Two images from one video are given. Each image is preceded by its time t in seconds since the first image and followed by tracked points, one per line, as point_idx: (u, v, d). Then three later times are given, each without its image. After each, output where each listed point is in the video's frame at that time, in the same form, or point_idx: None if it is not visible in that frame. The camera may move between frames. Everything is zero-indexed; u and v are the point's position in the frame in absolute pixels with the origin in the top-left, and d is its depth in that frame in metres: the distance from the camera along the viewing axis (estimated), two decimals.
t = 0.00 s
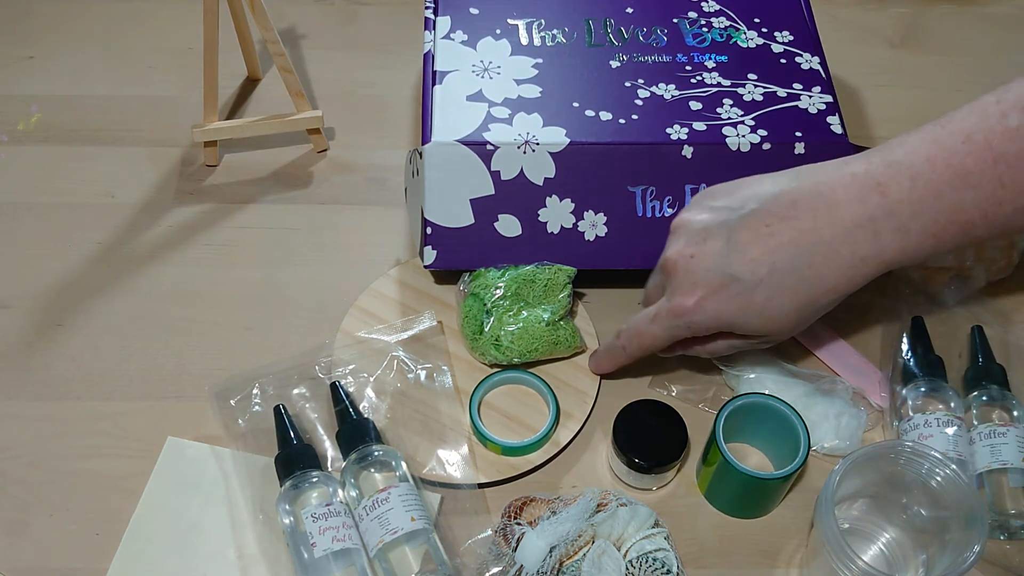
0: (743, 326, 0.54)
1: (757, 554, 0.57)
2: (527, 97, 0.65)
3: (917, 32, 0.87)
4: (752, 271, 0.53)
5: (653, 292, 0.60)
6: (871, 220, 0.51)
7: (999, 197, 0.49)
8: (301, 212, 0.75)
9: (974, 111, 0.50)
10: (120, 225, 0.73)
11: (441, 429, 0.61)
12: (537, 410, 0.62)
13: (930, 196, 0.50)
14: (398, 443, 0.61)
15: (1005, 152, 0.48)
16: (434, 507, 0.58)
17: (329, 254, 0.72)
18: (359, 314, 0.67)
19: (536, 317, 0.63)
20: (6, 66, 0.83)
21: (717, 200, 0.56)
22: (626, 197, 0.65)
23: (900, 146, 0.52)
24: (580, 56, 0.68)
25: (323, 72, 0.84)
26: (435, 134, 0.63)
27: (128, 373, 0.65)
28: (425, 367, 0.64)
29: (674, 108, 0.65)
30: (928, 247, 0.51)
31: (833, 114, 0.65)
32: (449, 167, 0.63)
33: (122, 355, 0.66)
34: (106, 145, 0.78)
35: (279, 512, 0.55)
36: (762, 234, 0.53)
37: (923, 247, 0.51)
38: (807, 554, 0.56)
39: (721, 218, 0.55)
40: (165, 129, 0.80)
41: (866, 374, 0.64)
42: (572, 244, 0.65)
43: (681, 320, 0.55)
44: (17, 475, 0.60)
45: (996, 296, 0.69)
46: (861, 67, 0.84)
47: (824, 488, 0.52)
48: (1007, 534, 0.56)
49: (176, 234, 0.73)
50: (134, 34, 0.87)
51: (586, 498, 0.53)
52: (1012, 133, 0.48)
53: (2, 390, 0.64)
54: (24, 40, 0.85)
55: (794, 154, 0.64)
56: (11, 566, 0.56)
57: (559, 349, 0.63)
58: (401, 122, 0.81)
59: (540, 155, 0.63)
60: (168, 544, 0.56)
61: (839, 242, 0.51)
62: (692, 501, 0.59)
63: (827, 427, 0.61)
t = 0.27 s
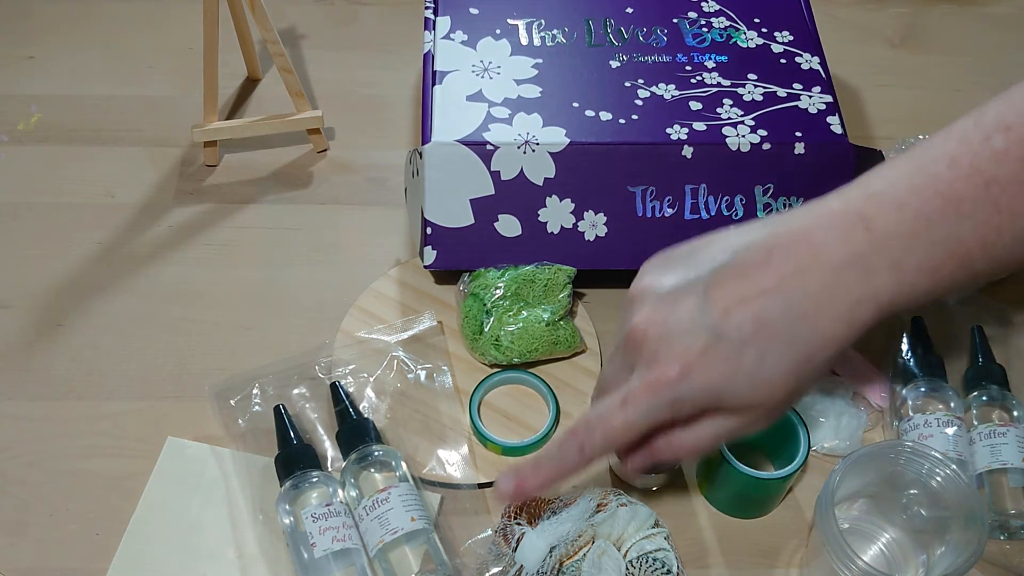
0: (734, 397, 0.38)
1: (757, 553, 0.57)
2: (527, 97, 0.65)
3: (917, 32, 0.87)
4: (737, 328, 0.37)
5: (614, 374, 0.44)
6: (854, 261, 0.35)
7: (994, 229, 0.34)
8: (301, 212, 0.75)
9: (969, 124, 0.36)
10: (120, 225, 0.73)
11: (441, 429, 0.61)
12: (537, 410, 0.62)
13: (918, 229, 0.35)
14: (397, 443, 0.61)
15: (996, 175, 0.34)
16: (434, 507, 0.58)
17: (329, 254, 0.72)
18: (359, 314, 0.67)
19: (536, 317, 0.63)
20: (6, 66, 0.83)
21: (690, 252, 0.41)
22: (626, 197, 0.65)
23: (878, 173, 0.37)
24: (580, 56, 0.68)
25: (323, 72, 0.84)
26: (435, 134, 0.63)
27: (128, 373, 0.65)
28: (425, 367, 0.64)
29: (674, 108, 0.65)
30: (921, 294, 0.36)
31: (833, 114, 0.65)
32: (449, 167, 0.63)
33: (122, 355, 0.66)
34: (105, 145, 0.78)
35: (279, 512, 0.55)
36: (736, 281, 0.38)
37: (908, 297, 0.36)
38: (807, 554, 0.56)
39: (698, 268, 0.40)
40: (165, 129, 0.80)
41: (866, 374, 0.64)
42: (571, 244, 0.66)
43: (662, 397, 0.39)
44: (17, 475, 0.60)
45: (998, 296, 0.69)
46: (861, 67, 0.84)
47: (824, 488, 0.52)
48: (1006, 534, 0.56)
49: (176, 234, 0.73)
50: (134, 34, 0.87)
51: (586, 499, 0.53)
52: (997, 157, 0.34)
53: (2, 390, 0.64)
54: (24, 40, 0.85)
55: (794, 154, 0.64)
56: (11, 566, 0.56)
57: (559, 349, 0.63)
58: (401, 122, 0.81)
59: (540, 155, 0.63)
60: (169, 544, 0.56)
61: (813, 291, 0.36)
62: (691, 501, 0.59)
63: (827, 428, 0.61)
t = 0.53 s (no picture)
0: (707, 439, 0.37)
1: (757, 553, 0.57)
2: (528, 97, 0.65)
3: (917, 32, 0.87)
4: (707, 366, 0.36)
5: (586, 418, 0.43)
6: (834, 290, 0.35)
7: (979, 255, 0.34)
8: (301, 213, 0.75)
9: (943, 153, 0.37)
10: (120, 225, 0.73)
11: (441, 429, 0.61)
12: (537, 410, 0.62)
13: (903, 256, 0.34)
14: (397, 443, 0.61)
15: (985, 200, 0.34)
16: (434, 507, 0.58)
17: (329, 254, 0.72)
18: (359, 314, 0.67)
19: (536, 317, 0.63)
20: (7, 66, 0.83)
21: (659, 287, 0.40)
22: (626, 197, 0.65)
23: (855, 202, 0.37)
24: (580, 56, 0.68)
25: (323, 72, 0.84)
26: (435, 134, 0.63)
27: (129, 373, 0.65)
28: (425, 367, 0.64)
29: (674, 108, 0.65)
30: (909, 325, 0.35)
31: (833, 114, 0.65)
32: (449, 167, 0.63)
33: (122, 355, 0.66)
34: (105, 145, 0.78)
35: (279, 512, 0.55)
36: (708, 321, 0.37)
37: (894, 323, 0.35)
38: (808, 554, 0.56)
39: (667, 305, 0.38)
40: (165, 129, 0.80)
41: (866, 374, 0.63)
42: (571, 244, 0.65)
43: (630, 439, 0.38)
44: (17, 475, 0.60)
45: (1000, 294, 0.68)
46: (861, 68, 0.84)
47: (824, 489, 0.52)
48: (1006, 534, 0.56)
49: (176, 234, 0.73)
50: (134, 34, 0.87)
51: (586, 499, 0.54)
52: (985, 179, 0.34)
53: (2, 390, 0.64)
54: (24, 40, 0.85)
55: (794, 154, 0.64)
56: (11, 566, 0.56)
57: (559, 349, 0.63)
58: (401, 122, 0.81)
59: (540, 155, 0.63)
60: (168, 544, 0.56)
61: (799, 324, 0.35)
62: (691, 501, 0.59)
63: (827, 428, 0.61)
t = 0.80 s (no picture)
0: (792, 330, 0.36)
1: (757, 554, 0.57)
2: (527, 97, 0.65)
3: (917, 32, 0.87)
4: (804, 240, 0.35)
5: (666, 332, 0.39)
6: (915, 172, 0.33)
7: None
8: (301, 213, 0.75)
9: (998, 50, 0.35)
10: (120, 225, 0.73)
11: (441, 429, 0.61)
12: (537, 410, 0.62)
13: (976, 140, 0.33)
14: (397, 443, 0.61)
15: None
16: (434, 507, 0.58)
17: (329, 254, 0.72)
18: (359, 314, 0.67)
19: (536, 317, 0.63)
20: (7, 66, 0.83)
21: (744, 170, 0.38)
22: (626, 197, 0.65)
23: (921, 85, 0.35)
24: (580, 56, 0.68)
25: (323, 72, 0.84)
26: (435, 134, 0.62)
27: (129, 373, 0.65)
28: (425, 367, 0.64)
29: (674, 108, 0.65)
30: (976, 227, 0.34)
31: (833, 114, 0.65)
32: (448, 167, 0.63)
33: (122, 355, 0.66)
34: (105, 145, 0.78)
35: (279, 512, 0.55)
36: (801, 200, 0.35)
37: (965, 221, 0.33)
38: (808, 554, 0.56)
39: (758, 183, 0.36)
40: (165, 129, 0.80)
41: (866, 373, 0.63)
42: (571, 244, 0.66)
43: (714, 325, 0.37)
44: (18, 475, 0.60)
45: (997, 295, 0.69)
46: (861, 67, 0.84)
47: (824, 489, 0.52)
48: (1007, 534, 0.56)
49: (176, 234, 0.73)
50: (134, 34, 0.87)
51: (586, 498, 0.53)
52: None
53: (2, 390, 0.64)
54: (24, 40, 0.85)
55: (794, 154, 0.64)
56: (11, 566, 0.56)
57: (559, 349, 0.63)
58: (401, 122, 0.81)
59: (540, 155, 0.63)
60: (168, 544, 0.56)
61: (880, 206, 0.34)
62: (692, 502, 0.59)
63: (827, 427, 0.61)
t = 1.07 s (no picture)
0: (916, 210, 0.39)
1: (757, 554, 0.57)
2: (527, 97, 0.65)
3: (917, 32, 0.87)
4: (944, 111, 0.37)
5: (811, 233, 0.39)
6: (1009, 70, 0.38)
7: None
8: (301, 212, 0.75)
9: None
10: (120, 225, 0.73)
11: (441, 429, 0.61)
12: (537, 410, 0.62)
13: None
14: (397, 442, 0.61)
15: None
16: (434, 507, 0.58)
17: (329, 254, 0.72)
18: (359, 314, 0.67)
19: (536, 317, 0.63)
20: (7, 66, 0.83)
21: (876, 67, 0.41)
22: (626, 196, 0.64)
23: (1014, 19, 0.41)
24: (580, 56, 0.68)
25: (323, 72, 0.84)
26: (435, 134, 0.63)
27: (128, 373, 0.65)
28: (425, 367, 0.64)
29: (674, 108, 0.65)
30: None
31: (833, 114, 0.65)
32: (449, 168, 0.63)
33: (122, 355, 0.66)
34: (105, 145, 0.78)
35: (279, 512, 0.55)
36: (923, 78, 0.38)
37: None
38: (808, 555, 0.56)
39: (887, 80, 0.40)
40: (165, 129, 0.80)
41: (866, 374, 0.64)
42: (571, 244, 0.65)
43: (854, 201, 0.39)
44: (18, 475, 0.60)
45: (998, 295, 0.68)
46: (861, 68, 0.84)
47: (824, 489, 0.52)
48: (1007, 534, 0.56)
49: (176, 234, 0.73)
50: (134, 34, 0.87)
51: (586, 498, 0.53)
52: None
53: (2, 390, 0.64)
54: (24, 40, 0.85)
55: (794, 154, 0.64)
56: (11, 566, 0.56)
57: (559, 348, 0.63)
58: (401, 123, 0.81)
59: (540, 155, 0.63)
60: (168, 544, 0.56)
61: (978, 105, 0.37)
62: (692, 501, 0.59)
63: (827, 428, 0.61)
